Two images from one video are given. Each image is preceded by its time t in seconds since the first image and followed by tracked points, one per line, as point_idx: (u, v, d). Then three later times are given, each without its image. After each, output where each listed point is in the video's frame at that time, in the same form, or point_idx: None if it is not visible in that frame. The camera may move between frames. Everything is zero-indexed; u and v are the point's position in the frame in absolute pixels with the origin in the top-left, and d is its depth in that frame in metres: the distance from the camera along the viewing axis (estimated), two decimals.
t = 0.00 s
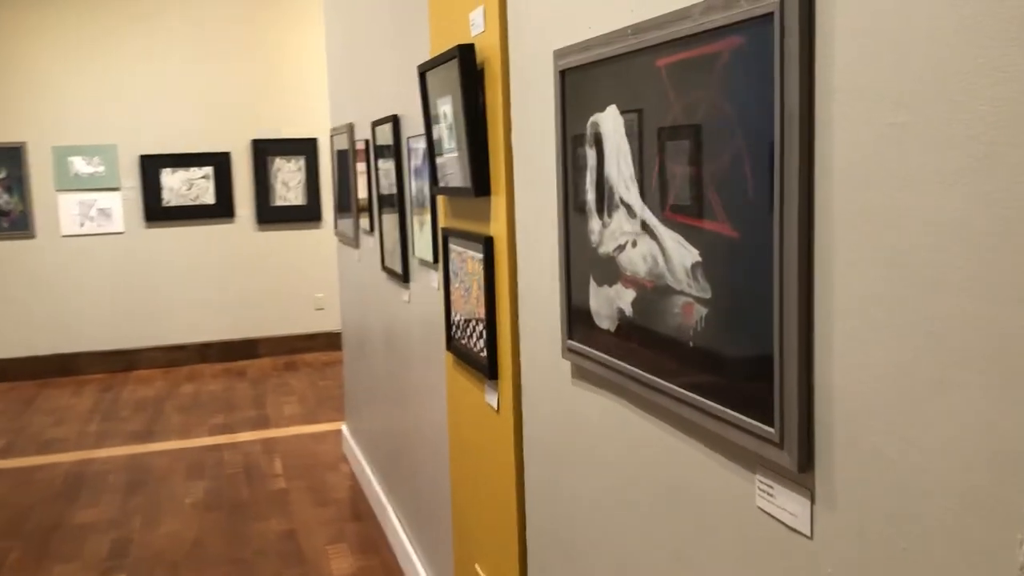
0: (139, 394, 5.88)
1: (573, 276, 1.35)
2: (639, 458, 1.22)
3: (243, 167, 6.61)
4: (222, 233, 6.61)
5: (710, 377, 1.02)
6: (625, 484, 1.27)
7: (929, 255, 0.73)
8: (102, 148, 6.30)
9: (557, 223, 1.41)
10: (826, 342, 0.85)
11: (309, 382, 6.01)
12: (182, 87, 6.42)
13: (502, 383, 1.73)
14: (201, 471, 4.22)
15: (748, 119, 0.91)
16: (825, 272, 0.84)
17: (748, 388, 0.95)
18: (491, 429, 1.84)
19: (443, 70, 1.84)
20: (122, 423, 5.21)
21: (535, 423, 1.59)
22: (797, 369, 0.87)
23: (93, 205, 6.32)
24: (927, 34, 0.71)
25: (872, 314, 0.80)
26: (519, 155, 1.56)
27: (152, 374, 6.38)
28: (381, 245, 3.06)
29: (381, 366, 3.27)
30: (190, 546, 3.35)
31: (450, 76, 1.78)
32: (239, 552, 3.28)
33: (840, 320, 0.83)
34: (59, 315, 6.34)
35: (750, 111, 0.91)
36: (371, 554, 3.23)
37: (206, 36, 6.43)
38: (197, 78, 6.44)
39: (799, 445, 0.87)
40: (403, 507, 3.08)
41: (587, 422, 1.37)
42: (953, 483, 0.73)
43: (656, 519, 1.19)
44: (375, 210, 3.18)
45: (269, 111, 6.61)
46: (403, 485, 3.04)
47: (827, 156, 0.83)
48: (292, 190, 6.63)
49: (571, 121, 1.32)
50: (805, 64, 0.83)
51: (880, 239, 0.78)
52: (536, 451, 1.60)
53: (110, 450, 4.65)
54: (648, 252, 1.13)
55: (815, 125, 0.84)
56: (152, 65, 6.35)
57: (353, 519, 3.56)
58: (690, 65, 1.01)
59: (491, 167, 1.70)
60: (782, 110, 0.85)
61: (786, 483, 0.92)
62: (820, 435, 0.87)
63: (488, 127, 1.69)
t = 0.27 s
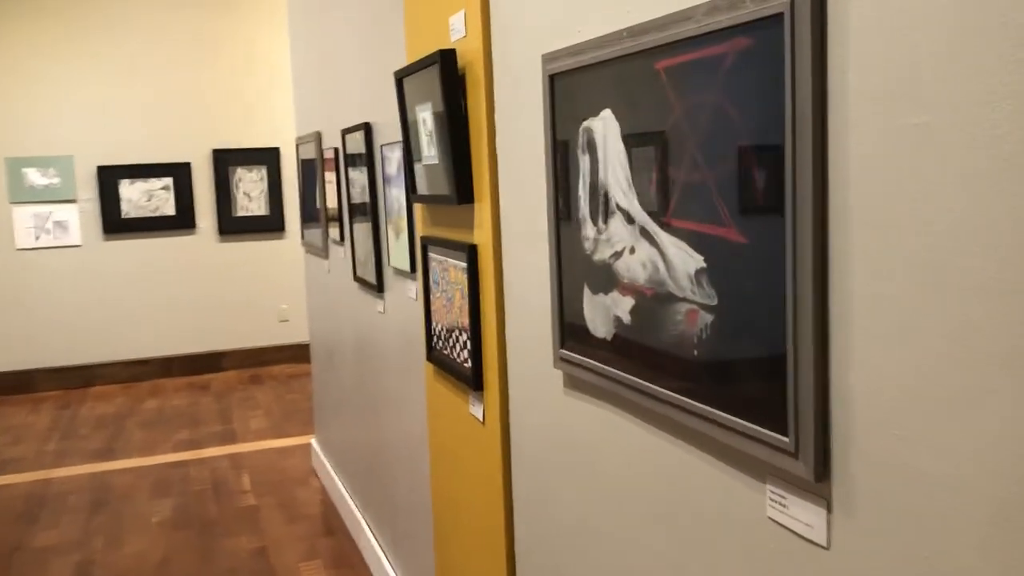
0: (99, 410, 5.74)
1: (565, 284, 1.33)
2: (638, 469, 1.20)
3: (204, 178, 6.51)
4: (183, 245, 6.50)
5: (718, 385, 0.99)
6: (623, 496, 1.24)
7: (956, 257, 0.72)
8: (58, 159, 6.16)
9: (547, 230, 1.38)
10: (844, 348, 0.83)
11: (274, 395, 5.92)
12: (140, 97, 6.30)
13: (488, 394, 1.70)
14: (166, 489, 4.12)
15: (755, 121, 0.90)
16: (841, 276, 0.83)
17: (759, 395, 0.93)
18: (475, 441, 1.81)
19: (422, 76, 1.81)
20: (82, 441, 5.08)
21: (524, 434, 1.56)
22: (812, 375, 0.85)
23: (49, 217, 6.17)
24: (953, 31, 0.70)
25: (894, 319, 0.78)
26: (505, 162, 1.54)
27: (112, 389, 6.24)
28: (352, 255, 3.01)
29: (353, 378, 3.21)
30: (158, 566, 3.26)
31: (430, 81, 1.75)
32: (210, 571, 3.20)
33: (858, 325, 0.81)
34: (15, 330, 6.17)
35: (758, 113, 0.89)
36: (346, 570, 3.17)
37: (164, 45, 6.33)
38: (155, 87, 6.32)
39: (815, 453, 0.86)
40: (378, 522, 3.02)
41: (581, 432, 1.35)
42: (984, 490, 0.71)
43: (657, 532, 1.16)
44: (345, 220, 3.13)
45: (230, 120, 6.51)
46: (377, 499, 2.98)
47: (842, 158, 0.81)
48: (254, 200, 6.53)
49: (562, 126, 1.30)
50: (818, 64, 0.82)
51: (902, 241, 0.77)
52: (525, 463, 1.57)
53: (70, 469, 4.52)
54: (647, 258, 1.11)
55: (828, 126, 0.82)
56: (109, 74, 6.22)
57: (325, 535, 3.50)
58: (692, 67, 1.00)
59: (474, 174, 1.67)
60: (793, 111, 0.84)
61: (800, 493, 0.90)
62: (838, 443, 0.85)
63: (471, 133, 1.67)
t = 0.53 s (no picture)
0: (49, 424, 5.58)
1: (552, 291, 1.31)
2: (632, 480, 1.18)
3: (157, 184, 6.37)
4: (136, 253, 6.35)
5: (719, 393, 0.98)
6: (616, 507, 1.22)
7: (972, 265, 0.71)
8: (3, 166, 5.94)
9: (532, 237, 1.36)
10: (852, 355, 0.82)
11: (232, 405, 5.81)
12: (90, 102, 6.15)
13: (467, 404, 1.67)
14: (123, 504, 4.01)
15: (760, 127, 0.89)
16: (849, 283, 0.82)
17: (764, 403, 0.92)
18: (453, 451, 1.78)
19: (396, 81, 1.78)
20: (32, 456, 4.92)
21: (506, 445, 1.54)
22: (821, 385, 0.84)
23: None
24: (967, 36, 0.70)
25: (906, 327, 0.77)
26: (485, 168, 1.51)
27: (62, 402, 6.07)
28: (317, 262, 2.96)
29: (318, 388, 3.16)
30: None
31: (406, 86, 1.73)
32: None
33: (868, 333, 0.80)
34: None
35: (762, 119, 0.88)
36: None
37: (115, 49, 6.19)
38: (106, 92, 6.18)
39: (824, 463, 0.84)
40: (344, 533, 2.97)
41: (569, 442, 1.33)
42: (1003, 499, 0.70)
43: (653, 543, 1.15)
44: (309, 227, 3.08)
45: (184, 126, 6.39)
46: (345, 511, 2.93)
47: (850, 164, 0.80)
48: (209, 207, 6.42)
49: (549, 132, 1.28)
50: (826, 69, 0.81)
51: (913, 248, 0.76)
52: (507, 474, 1.55)
53: (21, 485, 4.38)
54: (642, 266, 1.10)
55: (837, 132, 0.81)
56: (58, 78, 6.06)
57: (290, 547, 3.43)
58: (690, 72, 0.98)
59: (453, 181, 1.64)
60: (801, 117, 0.83)
61: (807, 503, 0.89)
62: (846, 452, 0.84)
63: (449, 139, 1.64)
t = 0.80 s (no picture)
0: None
1: (533, 292, 1.30)
2: (615, 482, 1.17)
3: (108, 185, 6.23)
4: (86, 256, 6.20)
5: (707, 393, 0.98)
6: (597, 509, 1.22)
7: (970, 265, 0.72)
8: None
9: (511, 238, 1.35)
10: (845, 355, 0.82)
11: (186, 411, 5.70)
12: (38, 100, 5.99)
13: (441, 407, 1.66)
14: (75, 513, 3.90)
15: (752, 127, 0.88)
16: (843, 283, 0.82)
17: (755, 403, 0.92)
18: (425, 455, 1.76)
19: (367, 80, 1.76)
20: None
21: (481, 448, 1.52)
22: (814, 385, 0.84)
23: None
24: (966, 37, 0.70)
25: (902, 327, 0.77)
26: (461, 168, 1.50)
27: (9, 408, 5.90)
28: (278, 264, 2.91)
29: (279, 392, 3.11)
30: None
31: (378, 85, 1.70)
32: None
33: (862, 333, 0.81)
34: None
35: (754, 119, 0.88)
36: None
37: (64, 46, 6.04)
38: (55, 90, 6.02)
39: (817, 463, 0.84)
40: (307, 539, 2.92)
41: (549, 445, 1.32)
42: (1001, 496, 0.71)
43: (636, 545, 1.14)
44: (270, 228, 3.03)
45: (137, 126, 6.27)
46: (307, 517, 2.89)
47: (844, 165, 0.80)
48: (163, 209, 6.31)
49: (530, 132, 1.27)
50: (820, 70, 0.81)
51: (908, 247, 0.76)
52: (483, 477, 1.53)
53: None
54: (626, 266, 1.09)
55: (831, 133, 0.81)
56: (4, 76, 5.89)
57: (249, 554, 3.37)
58: (677, 72, 0.98)
59: (427, 181, 1.62)
60: (794, 117, 0.83)
61: (797, 503, 0.89)
62: (838, 452, 0.84)
63: (422, 139, 1.62)
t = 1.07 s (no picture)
0: None
1: (515, 295, 1.29)
2: (601, 486, 1.17)
3: (61, 186, 6.08)
4: (39, 257, 6.04)
5: (698, 397, 0.98)
6: (582, 513, 1.21)
7: (971, 267, 0.72)
8: None
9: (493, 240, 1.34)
10: (841, 357, 0.83)
11: (143, 415, 5.59)
12: None
13: (417, 412, 1.64)
14: (29, 521, 3.80)
15: (744, 131, 0.88)
16: (839, 287, 0.82)
17: (748, 406, 0.92)
18: (401, 459, 1.75)
19: (341, 80, 1.73)
20: None
21: (462, 452, 1.51)
22: (809, 388, 0.84)
23: None
24: (967, 42, 0.71)
25: (900, 329, 0.78)
26: (439, 171, 1.48)
27: None
28: (243, 267, 2.87)
29: (243, 396, 3.06)
30: None
31: (353, 86, 1.68)
32: None
33: (858, 336, 0.81)
34: None
35: (747, 122, 0.88)
36: None
37: (15, 42, 5.88)
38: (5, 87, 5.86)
39: (812, 465, 0.85)
40: (273, 545, 2.88)
41: (531, 448, 1.31)
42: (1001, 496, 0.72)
43: (623, 549, 1.14)
44: (233, 230, 2.98)
45: (91, 125, 6.14)
46: (273, 522, 2.85)
47: (840, 169, 0.81)
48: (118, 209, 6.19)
49: (513, 134, 1.26)
50: (817, 73, 0.81)
51: (907, 251, 0.77)
52: (462, 482, 1.52)
53: None
54: (614, 269, 1.09)
55: (826, 137, 0.81)
56: None
57: (213, 561, 3.31)
58: (666, 74, 0.98)
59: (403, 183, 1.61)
60: (789, 122, 0.83)
61: (790, 506, 0.89)
62: (832, 455, 0.84)
63: (399, 139, 1.60)
